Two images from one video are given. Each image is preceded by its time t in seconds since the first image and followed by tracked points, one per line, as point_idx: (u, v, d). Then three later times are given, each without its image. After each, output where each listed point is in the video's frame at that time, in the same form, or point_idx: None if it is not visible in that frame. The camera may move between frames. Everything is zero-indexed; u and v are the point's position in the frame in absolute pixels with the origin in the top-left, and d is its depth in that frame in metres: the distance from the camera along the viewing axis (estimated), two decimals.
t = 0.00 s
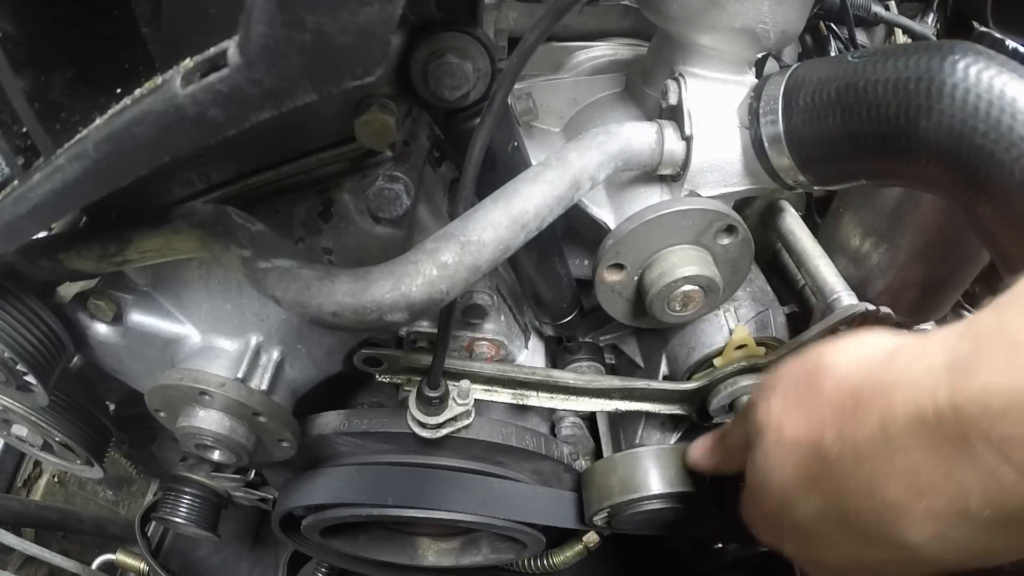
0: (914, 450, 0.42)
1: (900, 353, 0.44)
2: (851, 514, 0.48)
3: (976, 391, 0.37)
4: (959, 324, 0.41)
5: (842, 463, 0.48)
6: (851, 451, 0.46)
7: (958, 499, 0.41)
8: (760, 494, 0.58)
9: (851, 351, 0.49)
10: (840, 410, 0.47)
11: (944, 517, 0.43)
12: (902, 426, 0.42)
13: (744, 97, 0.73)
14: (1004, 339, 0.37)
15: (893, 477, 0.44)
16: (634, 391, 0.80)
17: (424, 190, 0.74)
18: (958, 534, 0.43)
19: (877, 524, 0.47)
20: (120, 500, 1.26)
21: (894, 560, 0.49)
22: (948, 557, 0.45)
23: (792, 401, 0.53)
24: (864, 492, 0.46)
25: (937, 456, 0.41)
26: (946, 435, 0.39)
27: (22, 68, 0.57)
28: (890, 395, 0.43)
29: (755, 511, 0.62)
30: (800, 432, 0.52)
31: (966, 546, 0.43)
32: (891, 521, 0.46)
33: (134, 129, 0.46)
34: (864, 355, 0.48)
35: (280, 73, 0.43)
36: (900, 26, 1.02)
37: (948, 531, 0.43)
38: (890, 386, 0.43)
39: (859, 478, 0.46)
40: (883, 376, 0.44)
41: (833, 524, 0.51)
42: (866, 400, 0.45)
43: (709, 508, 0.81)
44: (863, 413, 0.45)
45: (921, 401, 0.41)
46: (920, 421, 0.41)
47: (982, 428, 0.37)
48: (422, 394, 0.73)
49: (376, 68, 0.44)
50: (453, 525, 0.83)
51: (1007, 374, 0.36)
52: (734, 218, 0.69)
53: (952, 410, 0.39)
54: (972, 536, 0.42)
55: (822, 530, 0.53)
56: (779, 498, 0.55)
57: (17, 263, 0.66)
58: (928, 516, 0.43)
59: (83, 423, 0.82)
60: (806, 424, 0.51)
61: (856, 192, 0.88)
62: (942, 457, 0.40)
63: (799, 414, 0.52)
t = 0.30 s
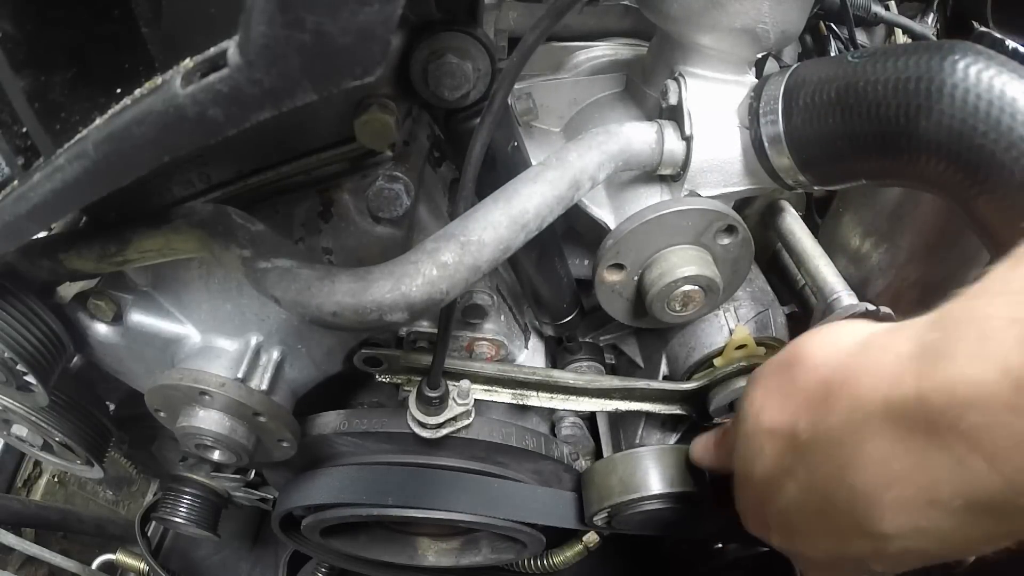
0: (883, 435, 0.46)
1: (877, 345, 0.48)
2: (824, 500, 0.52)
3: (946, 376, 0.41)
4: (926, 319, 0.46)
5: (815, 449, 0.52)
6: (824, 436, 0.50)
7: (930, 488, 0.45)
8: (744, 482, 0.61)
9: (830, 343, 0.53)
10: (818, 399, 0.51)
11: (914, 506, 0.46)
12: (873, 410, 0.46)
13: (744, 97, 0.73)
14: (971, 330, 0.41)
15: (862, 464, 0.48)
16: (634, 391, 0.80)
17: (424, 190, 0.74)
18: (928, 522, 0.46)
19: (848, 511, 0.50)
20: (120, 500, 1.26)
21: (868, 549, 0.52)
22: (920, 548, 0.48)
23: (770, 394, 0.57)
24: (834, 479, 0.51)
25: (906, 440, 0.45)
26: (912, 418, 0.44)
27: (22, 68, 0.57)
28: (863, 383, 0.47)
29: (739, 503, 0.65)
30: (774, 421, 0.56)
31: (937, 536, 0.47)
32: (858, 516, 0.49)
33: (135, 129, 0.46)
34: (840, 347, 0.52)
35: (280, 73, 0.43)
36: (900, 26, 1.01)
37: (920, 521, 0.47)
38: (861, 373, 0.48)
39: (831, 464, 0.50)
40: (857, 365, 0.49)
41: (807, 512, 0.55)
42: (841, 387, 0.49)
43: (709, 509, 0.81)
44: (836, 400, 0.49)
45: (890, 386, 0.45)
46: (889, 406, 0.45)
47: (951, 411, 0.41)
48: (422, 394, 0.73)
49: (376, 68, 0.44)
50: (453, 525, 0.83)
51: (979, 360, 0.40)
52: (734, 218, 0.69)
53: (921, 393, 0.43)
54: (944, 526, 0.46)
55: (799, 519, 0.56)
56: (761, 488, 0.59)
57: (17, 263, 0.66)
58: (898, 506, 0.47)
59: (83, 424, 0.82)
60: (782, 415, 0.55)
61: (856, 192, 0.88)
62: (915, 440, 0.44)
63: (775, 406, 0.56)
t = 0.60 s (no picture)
0: (909, 419, 0.44)
1: (883, 315, 0.46)
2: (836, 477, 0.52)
3: (976, 356, 0.39)
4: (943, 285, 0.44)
5: (827, 427, 0.50)
6: (825, 409, 0.50)
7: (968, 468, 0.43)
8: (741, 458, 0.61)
9: (830, 312, 0.51)
10: (824, 375, 0.50)
11: (938, 486, 0.46)
12: (894, 394, 0.44)
13: (744, 97, 0.73)
14: (1005, 306, 0.39)
15: (880, 445, 0.47)
16: (634, 392, 0.80)
17: (424, 190, 0.74)
18: (950, 500, 0.46)
19: (864, 489, 0.50)
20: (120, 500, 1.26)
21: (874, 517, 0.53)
22: (936, 521, 0.49)
23: (772, 369, 0.55)
24: (849, 459, 0.50)
25: (937, 423, 0.43)
26: (949, 410, 0.42)
27: (22, 68, 0.57)
28: (875, 360, 0.45)
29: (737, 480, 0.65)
30: (778, 398, 0.55)
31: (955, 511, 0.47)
32: (938, 517, 0.48)
33: (135, 129, 0.46)
34: (842, 317, 0.50)
35: (280, 73, 0.43)
36: (900, 26, 1.01)
37: (940, 498, 0.47)
38: (874, 349, 0.45)
39: (845, 444, 0.50)
40: (866, 340, 0.46)
41: (817, 488, 0.55)
42: (851, 363, 0.47)
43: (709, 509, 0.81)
44: (847, 378, 0.48)
45: (910, 366, 0.43)
46: (911, 388, 0.43)
47: (985, 394, 0.40)
48: (422, 394, 0.73)
49: (376, 68, 0.44)
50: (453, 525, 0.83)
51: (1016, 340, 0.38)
52: (734, 217, 0.69)
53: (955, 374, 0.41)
54: (966, 503, 0.46)
55: (807, 493, 0.56)
56: (762, 464, 0.59)
57: (17, 263, 0.66)
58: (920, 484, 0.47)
59: (83, 424, 0.82)
60: (788, 392, 0.54)
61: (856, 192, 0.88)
62: (941, 425, 0.43)
63: (779, 382, 0.55)
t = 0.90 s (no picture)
0: (877, 434, 0.47)
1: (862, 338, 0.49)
2: (819, 490, 0.54)
3: (936, 376, 0.43)
4: (914, 311, 0.47)
5: (808, 442, 0.53)
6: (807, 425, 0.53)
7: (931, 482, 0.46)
8: (740, 474, 0.64)
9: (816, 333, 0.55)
10: (807, 393, 0.53)
11: (909, 499, 0.48)
12: (865, 411, 0.48)
13: (744, 97, 0.73)
14: (960, 328, 0.42)
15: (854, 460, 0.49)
16: (634, 391, 0.80)
17: (424, 190, 0.74)
18: (925, 512, 0.48)
19: (843, 506, 0.52)
20: (120, 500, 1.26)
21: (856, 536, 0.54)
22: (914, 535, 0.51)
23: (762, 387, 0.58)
24: (829, 476, 0.52)
25: (901, 441, 0.46)
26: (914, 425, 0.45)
27: (22, 68, 0.57)
28: (851, 377, 0.49)
29: (735, 496, 0.67)
30: (767, 414, 0.57)
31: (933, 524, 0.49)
32: (909, 535, 0.51)
33: (135, 129, 0.46)
34: (828, 338, 0.53)
35: (280, 73, 0.43)
36: (900, 26, 1.01)
37: (914, 512, 0.49)
38: (850, 369, 0.49)
39: (825, 461, 0.52)
40: (841, 360, 0.50)
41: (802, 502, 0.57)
42: (831, 382, 0.50)
43: (709, 509, 0.81)
44: (826, 395, 0.51)
45: (879, 383, 0.46)
46: (881, 403, 0.46)
47: (941, 410, 0.43)
48: (422, 394, 0.73)
49: (376, 68, 0.44)
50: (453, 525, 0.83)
51: (969, 361, 0.41)
52: (734, 218, 0.69)
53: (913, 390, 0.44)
54: (941, 515, 0.48)
55: (795, 509, 0.58)
56: (757, 478, 0.61)
57: (17, 263, 0.66)
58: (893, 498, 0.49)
59: (83, 423, 0.82)
60: (776, 409, 0.56)
61: (857, 192, 0.88)
62: (906, 442, 0.46)
63: (768, 399, 0.57)
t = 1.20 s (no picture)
0: (931, 433, 0.43)
1: (907, 330, 0.45)
2: (853, 490, 0.50)
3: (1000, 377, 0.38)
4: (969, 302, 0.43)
5: (845, 441, 0.48)
6: (847, 420, 0.48)
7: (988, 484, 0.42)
8: (752, 466, 0.59)
9: (850, 323, 0.50)
10: (843, 389, 0.48)
11: (959, 500, 0.44)
12: (920, 408, 0.43)
13: (744, 97, 0.73)
14: None
15: (900, 459, 0.45)
16: (634, 391, 0.80)
17: (424, 190, 0.74)
18: (975, 515, 0.45)
19: (883, 503, 0.49)
20: (120, 500, 1.26)
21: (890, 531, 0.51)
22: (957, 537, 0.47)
23: (785, 377, 0.53)
24: (869, 474, 0.48)
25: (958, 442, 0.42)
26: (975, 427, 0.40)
27: (22, 68, 0.56)
28: (901, 373, 0.44)
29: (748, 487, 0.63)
30: (795, 408, 0.52)
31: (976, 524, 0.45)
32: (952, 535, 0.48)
33: (135, 129, 0.46)
34: (868, 330, 0.48)
35: (280, 73, 0.43)
36: (900, 26, 1.01)
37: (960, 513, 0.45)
38: (897, 364, 0.44)
39: (864, 459, 0.48)
40: (888, 352, 0.45)
41: (833, 498, 0.52)
42: (875, 377, 0.46)
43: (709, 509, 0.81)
44: (869, 393, 0.46)
45: (934, 382, 0.42)
46: (936, 403, 0.42)
47: (1007, 413, 0.39)
48: (422, 394, 0.73)
49: (376, 68, 0.44)
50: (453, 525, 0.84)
51: None
52: (734, 218, 0.69)
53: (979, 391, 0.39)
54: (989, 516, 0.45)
55: (821, 506, 0.54)
56: (775, 474, 0.56)
57: (17, 263, 0.66)
58: (939, 498, 0.45)
59: (83, 423, 0.82)
60: (804, 403, 0.52)
61: (857, 192, 0.88)
62: (963, 443, 0.42)
63: (794, 392, 0.53)
